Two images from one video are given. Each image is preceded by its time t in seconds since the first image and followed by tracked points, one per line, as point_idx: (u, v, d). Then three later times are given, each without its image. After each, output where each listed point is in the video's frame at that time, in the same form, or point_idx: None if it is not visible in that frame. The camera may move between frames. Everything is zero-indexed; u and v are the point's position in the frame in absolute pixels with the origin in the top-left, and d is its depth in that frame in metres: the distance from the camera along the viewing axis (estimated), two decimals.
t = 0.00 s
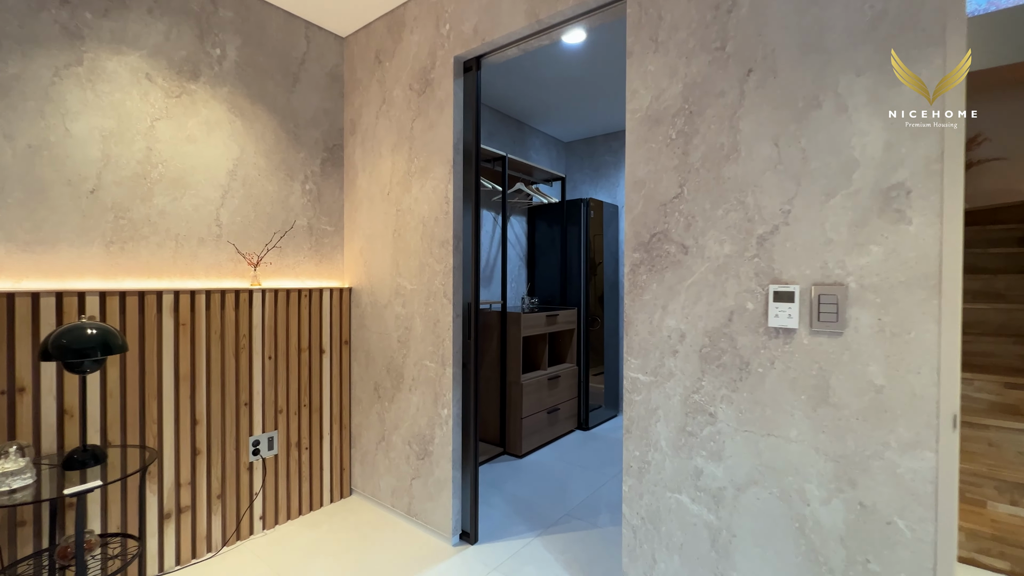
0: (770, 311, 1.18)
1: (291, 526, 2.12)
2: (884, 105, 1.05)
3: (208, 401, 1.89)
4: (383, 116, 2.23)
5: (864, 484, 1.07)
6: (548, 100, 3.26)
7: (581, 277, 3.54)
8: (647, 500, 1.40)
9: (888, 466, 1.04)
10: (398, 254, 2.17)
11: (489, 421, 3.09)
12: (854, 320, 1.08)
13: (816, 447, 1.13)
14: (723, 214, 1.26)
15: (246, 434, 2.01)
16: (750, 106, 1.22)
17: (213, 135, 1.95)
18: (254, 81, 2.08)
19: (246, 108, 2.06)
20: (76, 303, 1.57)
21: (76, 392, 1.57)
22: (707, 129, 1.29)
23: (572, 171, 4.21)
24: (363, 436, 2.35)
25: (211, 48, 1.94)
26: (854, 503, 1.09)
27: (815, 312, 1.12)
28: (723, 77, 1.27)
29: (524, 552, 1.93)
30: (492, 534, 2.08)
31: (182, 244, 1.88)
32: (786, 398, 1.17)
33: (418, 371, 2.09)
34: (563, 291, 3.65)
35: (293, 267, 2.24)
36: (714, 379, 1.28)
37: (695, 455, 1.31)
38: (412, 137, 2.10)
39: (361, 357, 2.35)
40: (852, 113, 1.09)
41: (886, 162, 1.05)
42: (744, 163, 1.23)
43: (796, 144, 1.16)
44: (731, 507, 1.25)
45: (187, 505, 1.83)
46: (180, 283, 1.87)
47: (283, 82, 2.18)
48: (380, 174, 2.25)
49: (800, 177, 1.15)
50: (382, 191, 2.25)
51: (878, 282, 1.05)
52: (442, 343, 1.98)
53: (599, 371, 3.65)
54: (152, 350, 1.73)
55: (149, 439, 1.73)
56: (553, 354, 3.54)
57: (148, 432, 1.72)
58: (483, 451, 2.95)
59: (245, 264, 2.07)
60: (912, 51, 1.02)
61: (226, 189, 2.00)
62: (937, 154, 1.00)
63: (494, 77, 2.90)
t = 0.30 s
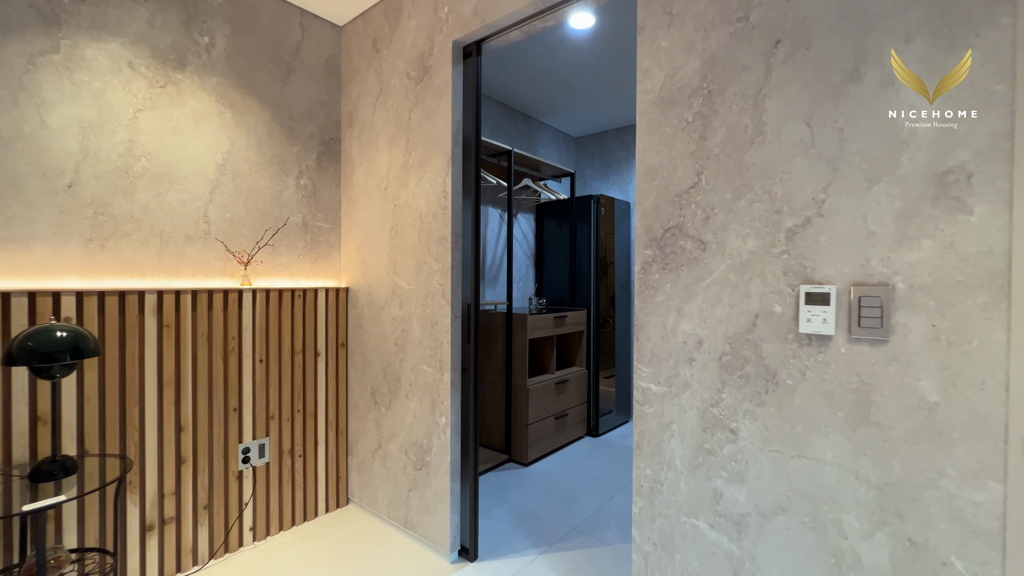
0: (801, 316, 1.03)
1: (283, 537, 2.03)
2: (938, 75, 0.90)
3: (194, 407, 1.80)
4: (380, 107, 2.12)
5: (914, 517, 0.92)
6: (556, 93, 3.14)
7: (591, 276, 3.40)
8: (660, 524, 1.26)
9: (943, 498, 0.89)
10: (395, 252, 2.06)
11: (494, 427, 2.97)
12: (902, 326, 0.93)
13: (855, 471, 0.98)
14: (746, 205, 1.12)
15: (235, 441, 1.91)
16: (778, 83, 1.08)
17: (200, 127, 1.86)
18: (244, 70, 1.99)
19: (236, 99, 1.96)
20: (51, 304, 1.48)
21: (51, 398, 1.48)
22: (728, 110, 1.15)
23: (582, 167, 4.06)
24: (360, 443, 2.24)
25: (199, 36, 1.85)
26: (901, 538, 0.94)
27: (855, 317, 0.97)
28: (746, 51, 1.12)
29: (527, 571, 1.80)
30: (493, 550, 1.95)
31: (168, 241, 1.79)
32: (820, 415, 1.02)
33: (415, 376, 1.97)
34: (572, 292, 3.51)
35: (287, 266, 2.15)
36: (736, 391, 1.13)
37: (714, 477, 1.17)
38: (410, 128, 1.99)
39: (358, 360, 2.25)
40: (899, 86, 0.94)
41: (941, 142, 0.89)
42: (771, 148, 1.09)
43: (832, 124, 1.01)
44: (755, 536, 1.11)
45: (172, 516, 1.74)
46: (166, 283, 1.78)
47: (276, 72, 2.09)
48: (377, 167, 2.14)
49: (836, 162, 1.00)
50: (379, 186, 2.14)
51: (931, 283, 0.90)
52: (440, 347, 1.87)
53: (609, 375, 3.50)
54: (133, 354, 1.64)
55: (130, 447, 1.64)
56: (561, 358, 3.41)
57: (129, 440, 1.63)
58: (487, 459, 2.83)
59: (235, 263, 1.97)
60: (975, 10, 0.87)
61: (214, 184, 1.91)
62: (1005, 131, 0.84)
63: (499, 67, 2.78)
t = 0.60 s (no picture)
0: (840, 322, 0.90)
1: (273, 550, 1.92)
2: (1009, 37, 0.76)
3: (177, 414, 1.70)
4: (375, 97, 2.02)
5: (977, 559, 0.78)
6: (563, 84, 3.02)
7: (599, 276, 3.26)
8: (674, 551, 1.13)
9: (1014, 537, 0.75)
10: (391, 250, 1.95)
11: (498, 434, 2.85)
12: (963, 334, 0.79)
13: (905, 502, 0.84)
14: (774, 195, 0.99)
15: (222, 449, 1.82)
16: (811, 54, 0.94)
17: (185, 118, 1.76)
18: (233, 59, 1.89)
19: (223, 89, 1.87)
20: (20, 304, 1.40)
21: (19, 405, 1.39)
22: (752, 87, 1.01)
23: (591, 163, 3.93)
24: (355, 451, 2.14)
25: (183, 22, 1.76)
26: None
27: (905, 322, 0.83)
28: (773, 19, 0.99)
29: None
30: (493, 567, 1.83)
31: (149, 239, 1.69)
32: (861, 436, 0.89)
33: (411, 382, 1.86)
34: (580, 292, 3.38)
35: (278, 265, 2.05)
36: (762, 406, 1.00)
37: (737, 502, 1.03)
38: (405, 119, 1.87)
39: (353, 364, 2.14)
40: (960, 52, 0.80)
41: (1012, 116, 0.75)
42: (802, 129, 0.95)
43: (877, 99, 0.87)
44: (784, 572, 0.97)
45: (153, 529, 1.65)
46: (147, 282, 1.69)
47: (267, 61, 1.99)
48: (373, 161, 2.03)
49: (881, 143, 0.87)
50: (374, 181, 2.03)
51: (999, 283, 0.76)
52: (437, 351, 1.75)
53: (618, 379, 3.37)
54: (110, 357, 1.55)
55: (107, 456, 1.54)
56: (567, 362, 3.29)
57: (106, 449, 1.54)
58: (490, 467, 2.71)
59: (222, 262, 1.88)
60: None
61: (200, 178, 1.81)
62: None
63: (502, 56, 2.67)
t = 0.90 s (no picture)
0: (890, 324, 0.77)
1: (262, 563, 1.82)
2: None
3: (160, 419, 1.61)
4: (371, 85, 1.91)
5: None
6: (569, 73, 2.91)
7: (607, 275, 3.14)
8: None
9: None
10: (387, 246, 1.85)
11: (501, 439, 2.73)
12: None
13: (969, 536, 0.72)
14: (810, 178, 0.86)
15: (209, 456, 1.72)
16: (854, 16, 0.82)
17: (170, 107, 1.67)
18: (221, 45, 1.80)
19: (211, 77, 1.78)
20: None
21: None
22: (784, 57, 0.89)
23: (598, 159, 3.81)
24: (350, 458, 2.03)
25: (168, 6, 1.66)
26: None
27: (971, 325, 0.71)
28: None
29: None
30: None
31: (131, 234, 1.60)
32: (916, 457, 0.76)
33: (407, 386, 1.75)
34: (587, 292, 3.26)
35: (270, 263, 1.95)
36: (795, 420, 0.88)
37: (765, 528, 0.91)
38: (402, 107, 1.77)
39: (348, 367, 2.04)
40: None
41: None
42: (844, 102, 0.83)
43: (935, 63, 0.75)
44: None
45: (133, 542, 1.56)
46: (128, 280, 1.60)
47: (257, 48, 1.90)
48: (369, 153, 1.93)
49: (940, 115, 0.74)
50: (370, 174, 1.93)
51: None
52: (434, 354, 1.64)
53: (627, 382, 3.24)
54: (86, 359, 1.46)
55: (83, 465, 1.45)
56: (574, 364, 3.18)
57: (82, 457, 1.45)
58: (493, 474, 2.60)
59: (210, 258, 1.78)
60: None
61: (186, 170, 1.72)
62: None
63: (506, 41, 2.57)
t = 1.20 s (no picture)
0: (979, 331, 0.63)
1: None
2: None
3: (137, 429, 1.49)
4: (367, 70, 1.79)
5: None
6: (577, 63, 2.78)
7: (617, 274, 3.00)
8: None
9: None
10: (383, 243, 1.72)
11: (507, 446, 2.60)
12: None
13: None
14: (873, 156, 0.72)
15: (192, 468, 1.60)
16: None
17: (150, 92, 1.56)
18: (207, 28, 1.68)
19: (195, 60, 1.66)
20: None
21: None
22: (840, 13, 0.75)
23: (607, 154, 3.67)
24: (345, 468, 1.91)
25: None
26: None
27: None
28: None
29: None
30: None
31: (107, 229, 1.49)
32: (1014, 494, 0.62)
33: (405, 394, 1.62)
34: (596, 292, 3.12)
35: (260, 260, 1.83)
36: (855, 443, 0.74)
37: (817, 569, 0.78)
38: (400, 92, 1.64)
39: (344, 371, 1.92)
40: None
41: None
42: (918, 63, 0.69)
43: None
44: None
45: (108, 563, 1.44)
46: (104, 279, 1.48)
47: (246, 32, 1.78)
48: (365, 143, 1.80)
49: None
50: (366, 165, 1.80)
51: None
52: (433, 359, 1.51)
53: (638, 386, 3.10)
54: (55, 365, 1.34)
55: (52, 479, 1.34)
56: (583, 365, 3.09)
57: (50, 470, 1.33)
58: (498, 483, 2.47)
59: (194, 256, 1.66)
60: None
61: (168, 161, 1.60)
62: None
63: (512, 28, 2.44)
